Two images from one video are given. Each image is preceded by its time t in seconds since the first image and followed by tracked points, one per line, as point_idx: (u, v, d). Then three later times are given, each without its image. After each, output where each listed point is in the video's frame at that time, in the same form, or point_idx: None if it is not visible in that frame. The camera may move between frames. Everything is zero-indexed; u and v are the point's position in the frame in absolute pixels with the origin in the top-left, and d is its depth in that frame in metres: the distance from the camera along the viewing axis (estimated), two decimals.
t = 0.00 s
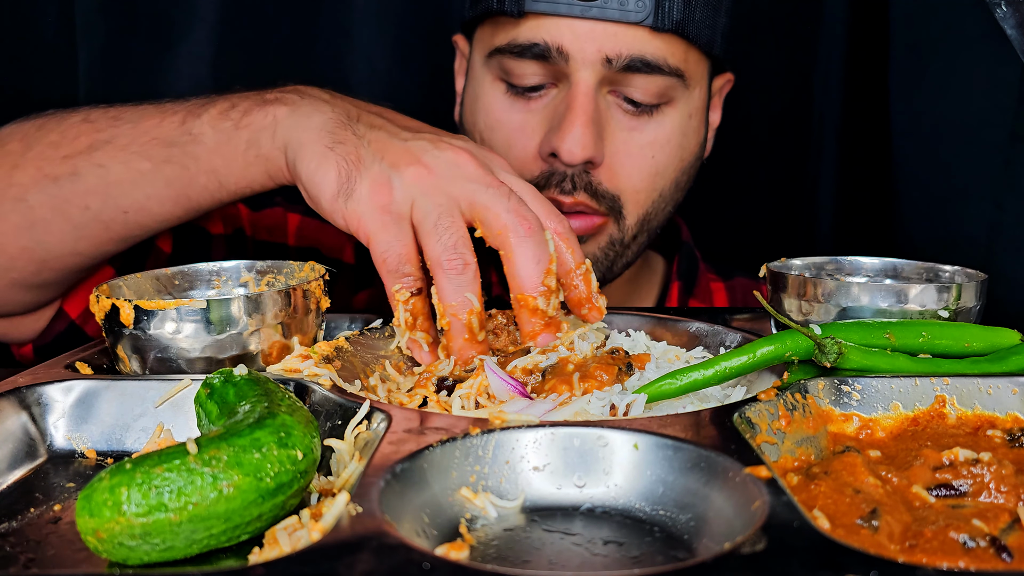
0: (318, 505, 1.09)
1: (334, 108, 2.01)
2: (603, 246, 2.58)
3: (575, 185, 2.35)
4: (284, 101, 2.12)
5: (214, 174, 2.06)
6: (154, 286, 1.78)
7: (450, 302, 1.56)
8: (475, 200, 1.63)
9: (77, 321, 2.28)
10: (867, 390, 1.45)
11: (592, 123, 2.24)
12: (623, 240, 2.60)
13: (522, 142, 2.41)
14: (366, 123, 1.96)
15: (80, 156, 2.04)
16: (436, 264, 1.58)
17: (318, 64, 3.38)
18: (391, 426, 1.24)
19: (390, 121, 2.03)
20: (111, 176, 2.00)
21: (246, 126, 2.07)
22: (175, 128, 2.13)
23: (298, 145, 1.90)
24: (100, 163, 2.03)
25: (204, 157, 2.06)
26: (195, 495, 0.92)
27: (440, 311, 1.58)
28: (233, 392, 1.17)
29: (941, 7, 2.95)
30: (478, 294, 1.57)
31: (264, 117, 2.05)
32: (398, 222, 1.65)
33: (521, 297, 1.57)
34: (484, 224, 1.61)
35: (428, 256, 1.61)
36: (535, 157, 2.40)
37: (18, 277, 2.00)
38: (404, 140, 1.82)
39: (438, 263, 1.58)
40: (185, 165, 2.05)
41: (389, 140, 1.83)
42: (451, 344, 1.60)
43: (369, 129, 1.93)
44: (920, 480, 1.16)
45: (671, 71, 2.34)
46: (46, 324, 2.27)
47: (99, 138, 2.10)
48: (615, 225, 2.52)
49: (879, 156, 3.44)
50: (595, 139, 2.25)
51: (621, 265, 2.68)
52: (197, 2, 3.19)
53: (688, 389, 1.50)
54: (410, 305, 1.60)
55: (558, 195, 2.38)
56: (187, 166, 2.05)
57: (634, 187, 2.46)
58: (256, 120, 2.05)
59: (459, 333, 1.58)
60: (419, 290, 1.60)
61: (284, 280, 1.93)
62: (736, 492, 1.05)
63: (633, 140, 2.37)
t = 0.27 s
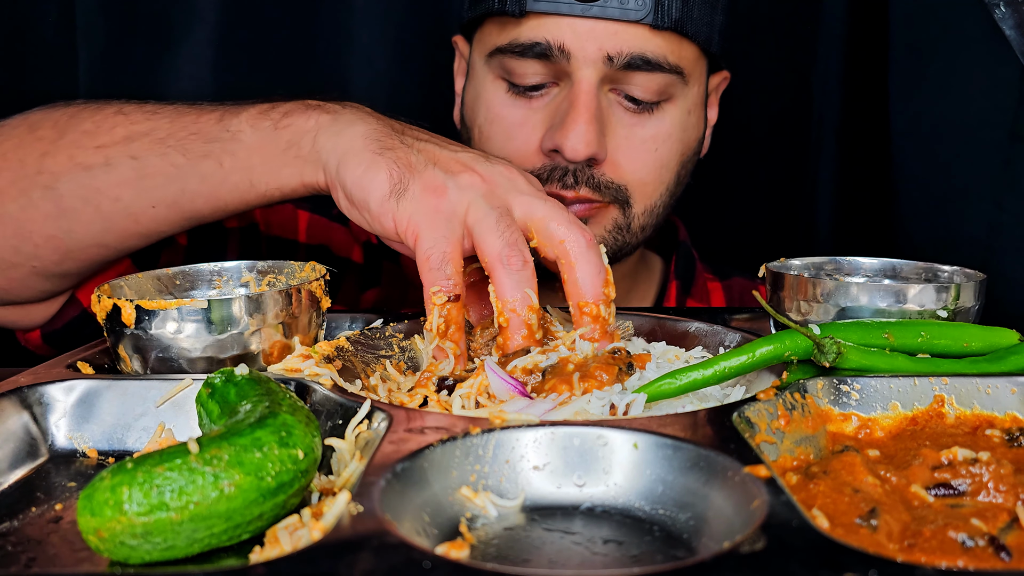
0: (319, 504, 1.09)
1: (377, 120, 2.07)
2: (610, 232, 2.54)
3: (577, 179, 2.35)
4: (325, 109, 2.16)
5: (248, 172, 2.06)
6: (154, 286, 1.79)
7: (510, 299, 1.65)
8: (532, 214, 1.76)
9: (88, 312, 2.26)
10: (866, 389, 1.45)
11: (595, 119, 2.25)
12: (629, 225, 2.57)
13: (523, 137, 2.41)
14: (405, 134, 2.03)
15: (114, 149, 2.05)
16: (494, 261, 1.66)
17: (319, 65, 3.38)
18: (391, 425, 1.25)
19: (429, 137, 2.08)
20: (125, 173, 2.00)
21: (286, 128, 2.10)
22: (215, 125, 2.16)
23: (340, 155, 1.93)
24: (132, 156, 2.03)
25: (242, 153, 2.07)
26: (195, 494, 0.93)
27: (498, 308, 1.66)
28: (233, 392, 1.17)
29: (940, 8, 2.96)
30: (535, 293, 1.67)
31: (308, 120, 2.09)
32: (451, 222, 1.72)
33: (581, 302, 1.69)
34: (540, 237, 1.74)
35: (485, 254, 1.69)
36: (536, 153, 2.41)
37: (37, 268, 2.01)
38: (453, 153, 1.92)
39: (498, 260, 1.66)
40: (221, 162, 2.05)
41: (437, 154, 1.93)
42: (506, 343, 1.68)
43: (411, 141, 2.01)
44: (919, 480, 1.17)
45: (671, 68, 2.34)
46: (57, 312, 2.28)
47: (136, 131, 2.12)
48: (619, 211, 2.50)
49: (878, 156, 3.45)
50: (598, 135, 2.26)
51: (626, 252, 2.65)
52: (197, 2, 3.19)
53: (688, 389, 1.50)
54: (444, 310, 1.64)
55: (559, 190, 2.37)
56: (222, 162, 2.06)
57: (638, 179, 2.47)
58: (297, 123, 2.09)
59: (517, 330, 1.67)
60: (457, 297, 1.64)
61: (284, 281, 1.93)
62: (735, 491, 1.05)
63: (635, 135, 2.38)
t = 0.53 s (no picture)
0: (319, 504, 1.09)
1: (332, 105, 2.03)
2: (607, 236, 2.54)
3: (573, 184, 2.36)
4: (287, 90, 2.16)
5: (211, 157, 2.07)
6: (155, 286, 1.79)
7: (460, 296, 1.60)
8: (490, 210, 1.71)
9: (83, 314, 2.25)
10: (865, 389, 1.45)
11: (592, 118, 2.25)
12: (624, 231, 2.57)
13: (524, 136, 2.39)
14: (363, 117, 1.98)
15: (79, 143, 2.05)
16: (446, 258, 1.62)
17: (319, 65, 3.39)
18: (391, 425, 1.25)
19: (388, 118, 2.06)
20: (125, 174, 2.00)
21: (246, 110, 2.12)
22: (176, 112, 2.17)
23: (302, 135, 1.88)
24: (100, 149, 2.04)
25: (204, 140, 2.09)
26: (196, 494, 0.93)
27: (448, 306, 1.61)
28: (234, 392, 1.18)
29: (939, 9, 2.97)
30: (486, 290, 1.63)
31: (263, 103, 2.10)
32: (406, 208, 1.65)
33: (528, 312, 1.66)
34: (496, 237, 1.70)
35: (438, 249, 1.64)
36: (535, 152, 2.39)
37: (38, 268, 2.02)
38: (413, 139, 1.87)
39: (451, 257, 1.62)
40: (184, 148, 2.07)
41: (397, 139, 1.87)
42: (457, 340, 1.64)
43: (371, 123, 1.96)
44: (918, 479, 1.17)
45: (670, 68, 2.35)
46: (52, 315, 2.25)
47: (101, 122, 2.13)
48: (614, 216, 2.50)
49: (878, 156, 3.45)
50: (595, 134, 2.26)
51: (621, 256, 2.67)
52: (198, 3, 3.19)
53: (688, 388, 1.51)
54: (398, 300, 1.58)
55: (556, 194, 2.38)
56: (185, 149, 2.07)
57: (634, 182, 2.46)
58: (256, 104, 2.11)
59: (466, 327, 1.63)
60: (410, 287, 1.58)
61: (285, 281, 1.94)
62: (735, 491, 1.06)
63: (633, 135, 2.38)
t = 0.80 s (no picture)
0: (319, 504, 1.09)
1: (345, 110, 1.92)
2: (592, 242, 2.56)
3: (561, 178, 2.36)
4: (310, 95, 2.12)
5: (239, 164, 2.07)
6: (155, 286, 1.79)
7: (430, 286, 1.38)
8: (474, 187, 1.46)
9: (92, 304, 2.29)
10: (865, 389, 1.46)
11: (581, 116, 2.24)
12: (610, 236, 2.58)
13: (512, 133, 2.41)
14: (383, 113, 1.87)
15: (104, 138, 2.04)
16: (424, 246, 1.39)
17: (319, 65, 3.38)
18: (391, 425, 1.25)
19: (406, 112, 1.96)
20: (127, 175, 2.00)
21: (274, 118, 2.06)
22: (205, 116, 2.12)
23: (318, 134, 1.88)
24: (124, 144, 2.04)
25: (232, 145, 2.06)
26: (196, 494, 0.93)
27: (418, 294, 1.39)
28: (234, 392, 1.18)
29: (938, 9, 2.97)
30: (458, 285, 1.38)
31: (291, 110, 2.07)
32: (397, 202, 1.50)
33: (492, 295, 1.41)
34: (477, 214, 1.44)
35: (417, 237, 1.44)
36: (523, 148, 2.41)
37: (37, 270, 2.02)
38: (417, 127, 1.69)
39: (425, 246, 1.39)
40: (211, 152, 2.06)
41: (402, 126, 1.71)
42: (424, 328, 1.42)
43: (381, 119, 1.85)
44: (918, 479, 1.17)
45: (661, 66, 2.34)
46: (57, 302, 2.30)
47: (128, 119, 2.10)
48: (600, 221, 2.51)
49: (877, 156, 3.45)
50: (584, 132, 2.25)
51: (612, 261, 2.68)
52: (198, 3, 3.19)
53: (688, 388, 1.51)
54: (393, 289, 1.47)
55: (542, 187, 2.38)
56: (213, 153, 2.06)
57: (622, 183, 2.46)
58: (281, 112, 2.05)
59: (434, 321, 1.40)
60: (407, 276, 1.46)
61: (285, 281, 1.94)
62: (735, 491, 1.06)
63: (624, 135, 2.38)
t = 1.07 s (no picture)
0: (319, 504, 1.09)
1: (377, 125, 1.97)
2: (603, 224, 2.53)
3: (567, 171, 2.35)
4: (337, 109, 2.14)
5: (259, 173, 2.05)
6: (155, 286, 1.79)
7: (470, 314, 1.60)
8: (512, 218, 1.64)
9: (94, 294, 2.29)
10: (865, 389, 1.46)
11: (585, 111, 2.25)
12: (621, 219, 2.56)
13: (516, 130, 2.41)
14: (411, 130, 1.98)
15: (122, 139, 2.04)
16: (464, 273, 1.59)
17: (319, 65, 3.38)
18: (391, 425, 1.25)
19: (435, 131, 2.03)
20: (127, 174, 2.00)
21: (297, 130, 2.07)
22: (229, 123, 2.13)
23: (342, 151, 1.92)
24: (141, 145, 2.03)
25: (254, 154, 2.06)
26: (196, 494, 0.93)
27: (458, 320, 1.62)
28: (234, 392, 1.18)
29: (937, 9, 2.98)
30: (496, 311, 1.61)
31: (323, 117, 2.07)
32: (434, 228, 1.67)
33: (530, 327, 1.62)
34: (514, 246, 1.64)
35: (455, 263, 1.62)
36: (526, 145, 2.41)
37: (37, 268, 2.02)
38: (449, 150, 1.83)
39: (465, 272, 1.59)
40: (232, 159, 2.05)
41: (434, 148, 1.85)
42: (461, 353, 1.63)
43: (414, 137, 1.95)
44: (918, 479, 1.17)
45: (664, 62, 2.34)
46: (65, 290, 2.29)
47: (151, 122, 2.11)
48: (610, 204, 2.49)
49: (877, 156, 3.45)
50: (588, 126, 2.25)
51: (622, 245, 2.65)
52: (198, 3, 3.18)
53: (688, 388, 1.51)
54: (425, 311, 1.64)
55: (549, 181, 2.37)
56: (233, 160, 2.05)
57: (630, 174, 2.45)
58: (307, 124, 2.06)
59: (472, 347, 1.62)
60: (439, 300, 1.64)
61: (285, 281, 1.94)
62: (735, 491, 1.06)
63: (628, 130, 2.37)
